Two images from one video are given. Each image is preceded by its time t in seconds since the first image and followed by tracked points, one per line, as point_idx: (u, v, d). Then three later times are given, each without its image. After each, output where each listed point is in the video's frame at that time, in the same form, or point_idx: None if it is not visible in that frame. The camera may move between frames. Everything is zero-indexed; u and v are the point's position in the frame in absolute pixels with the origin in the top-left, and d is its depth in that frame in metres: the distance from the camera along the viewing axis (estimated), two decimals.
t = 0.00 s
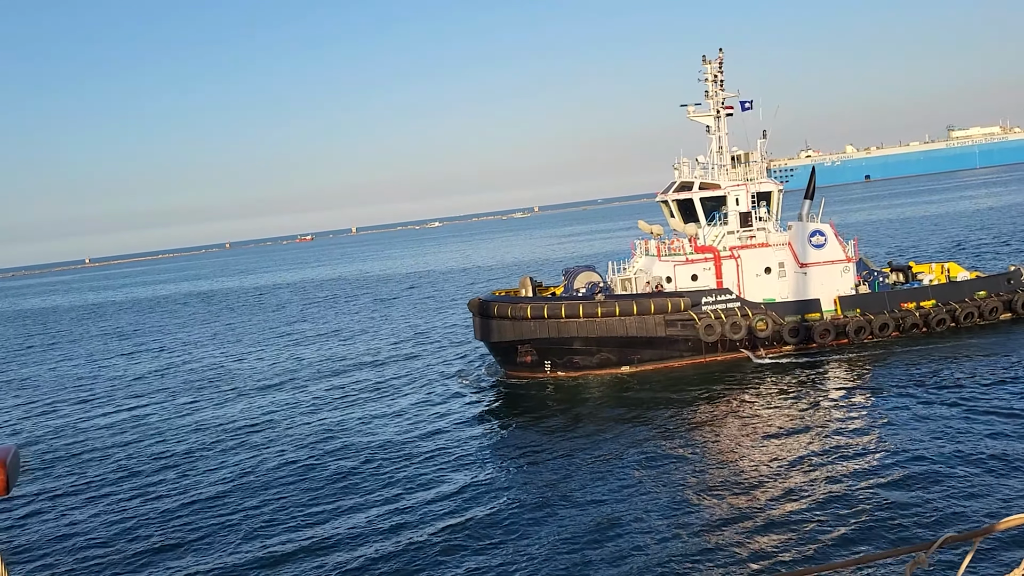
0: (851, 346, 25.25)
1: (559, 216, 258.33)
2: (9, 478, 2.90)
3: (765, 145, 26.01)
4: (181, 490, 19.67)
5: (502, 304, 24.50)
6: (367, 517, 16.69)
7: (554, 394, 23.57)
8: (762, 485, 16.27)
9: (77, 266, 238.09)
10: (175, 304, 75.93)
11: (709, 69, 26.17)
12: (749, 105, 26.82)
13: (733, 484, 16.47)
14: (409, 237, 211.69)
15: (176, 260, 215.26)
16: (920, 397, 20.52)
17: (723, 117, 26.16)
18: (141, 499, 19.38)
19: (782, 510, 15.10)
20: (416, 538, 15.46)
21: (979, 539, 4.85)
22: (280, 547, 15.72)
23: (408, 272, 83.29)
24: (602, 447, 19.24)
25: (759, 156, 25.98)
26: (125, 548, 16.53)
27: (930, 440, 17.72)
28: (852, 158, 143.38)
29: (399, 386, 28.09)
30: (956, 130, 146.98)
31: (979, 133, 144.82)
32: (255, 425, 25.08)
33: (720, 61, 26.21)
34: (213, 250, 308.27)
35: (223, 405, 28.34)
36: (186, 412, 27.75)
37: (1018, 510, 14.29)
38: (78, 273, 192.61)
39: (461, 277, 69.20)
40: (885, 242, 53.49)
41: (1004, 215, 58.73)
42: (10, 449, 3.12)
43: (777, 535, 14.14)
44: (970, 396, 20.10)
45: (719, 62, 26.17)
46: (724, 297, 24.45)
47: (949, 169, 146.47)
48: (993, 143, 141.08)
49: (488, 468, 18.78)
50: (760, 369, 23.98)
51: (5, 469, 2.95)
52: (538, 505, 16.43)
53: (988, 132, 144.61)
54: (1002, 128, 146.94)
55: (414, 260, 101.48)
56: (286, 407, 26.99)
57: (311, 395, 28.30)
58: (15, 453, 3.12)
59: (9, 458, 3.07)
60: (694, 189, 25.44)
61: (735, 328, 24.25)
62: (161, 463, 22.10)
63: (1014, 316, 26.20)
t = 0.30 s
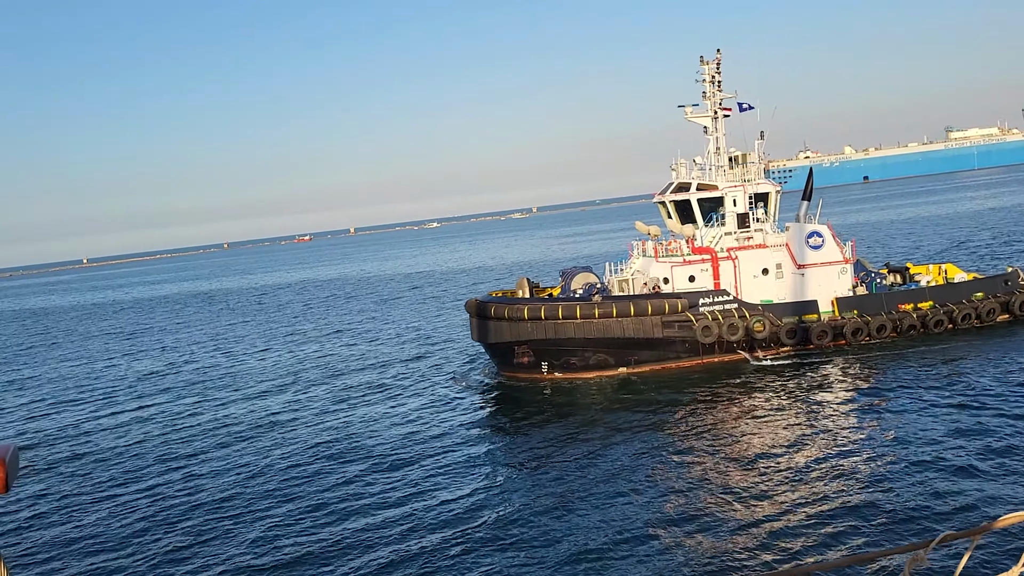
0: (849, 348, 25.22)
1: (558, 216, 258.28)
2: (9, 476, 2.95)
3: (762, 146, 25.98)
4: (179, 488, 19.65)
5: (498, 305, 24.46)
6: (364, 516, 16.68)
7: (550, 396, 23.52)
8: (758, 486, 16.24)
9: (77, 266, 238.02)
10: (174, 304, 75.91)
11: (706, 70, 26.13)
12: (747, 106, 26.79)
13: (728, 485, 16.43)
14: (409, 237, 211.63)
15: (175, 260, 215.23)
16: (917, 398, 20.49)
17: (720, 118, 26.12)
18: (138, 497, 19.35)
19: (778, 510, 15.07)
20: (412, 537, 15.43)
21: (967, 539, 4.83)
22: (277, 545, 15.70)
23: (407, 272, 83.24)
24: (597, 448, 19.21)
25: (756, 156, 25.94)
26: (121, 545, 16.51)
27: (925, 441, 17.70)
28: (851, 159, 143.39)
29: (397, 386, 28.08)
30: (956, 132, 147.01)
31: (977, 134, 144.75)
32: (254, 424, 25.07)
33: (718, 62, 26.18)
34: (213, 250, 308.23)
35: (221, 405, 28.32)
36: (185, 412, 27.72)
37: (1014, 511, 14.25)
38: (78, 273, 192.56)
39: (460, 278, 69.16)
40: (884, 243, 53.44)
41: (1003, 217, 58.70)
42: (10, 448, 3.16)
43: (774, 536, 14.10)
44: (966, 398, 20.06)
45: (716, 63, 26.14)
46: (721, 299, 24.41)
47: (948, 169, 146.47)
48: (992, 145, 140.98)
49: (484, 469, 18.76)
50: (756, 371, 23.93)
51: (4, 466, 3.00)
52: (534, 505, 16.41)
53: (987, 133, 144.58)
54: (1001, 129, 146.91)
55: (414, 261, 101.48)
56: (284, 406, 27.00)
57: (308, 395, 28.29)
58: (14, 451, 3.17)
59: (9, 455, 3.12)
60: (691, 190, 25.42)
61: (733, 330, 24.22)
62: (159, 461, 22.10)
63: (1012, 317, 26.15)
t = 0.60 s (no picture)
0: (847, 348, 25.19)
1: (558, 216, 258.32)
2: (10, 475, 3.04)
3: (761, 146, 25.93)
4: (178, 489, 19.66)
5: (496, 305, 24.41)
6: (362, 517, 16.69)
7: (548, 396, 23.47)
8: (755, 486, 16.21)
9: (77, 266, 238.04)
10: (175, 303, 75.94)
11: (705, 70, 26.09)
12: (745, 106, 26.74)
13: (726, 486, 16.39)
14: (409, 237, 211.61)
15: (176, 260, 215.19)
16: (914, 399, 20.46)
17: (718, 118, 26.08)
18: (137, 497, 19.37)
19: (775, 510, 15.07)
20: (409, 537, 15.47)
21: (965, 537, 4.75)
22: (274, 546, 15.71)
23: (407, 272, 83.20)
24: (595, 449, 19.17)
25: (755, 156, 25.89)
26: (120, 545, 16.53)
27: (923, 442, 17.66)
28: (851, 159, 143.40)
29: (397, 387, 28.09)
30: (955, 132, 147.15)
31: (977, 134, 144.67)
32: (253, 424, 25.09)
33: (716, 62, 26.14)
34: (213, 250, 308.15)
35: (221, 405, 28.32)
36: (184, 413, 27.73)
37: (1011, 511, 14.24)
38: (77, 273, 192.51)
39: (460, 277, 69.11)
40: (884, 242, 53.41)
41: (1004, 217, 58.67)
42: (10, 447, 3.25)
43: (768, 535, 14.11)
44: (964, 398, 20.03)
45: (715, 63, 26.09)
46: (719, 299, 24.36)
47: (948, 169, 146.43)
48: (992, 145, 140.92)
49: (481, 470, 18.75)
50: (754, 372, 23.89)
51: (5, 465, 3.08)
52: (531, 506, 16.41)
53: (987, 133, 144.55)
54: (1001, 129, 146.87)
55: (414, 261, 101.46)
56: (285, 407, 27.00)
57: (306, 396, 28.29)
58: (14, 451, 3.24)
59: (9, 454, 3.20)
60: (690, 190, 25.38)
61: (731, 331, 24.17)
62: (158, 461, 22.11)
63: (1010, 318, 26.11)
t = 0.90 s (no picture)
0: (848, 348, 25.14)
1: (559, 217, 258.20)
2: (12, 474, 3.12)
3: (761, 146, 25.88)
4: (181, 489, 19.62)
5: (496, 306, 24.37)
6: (364, 516, 16.67)
7: (547, 397, 23.42)
8: (755, 487, 16.18)
9: (77, 266, 238.04)
10: (176, 303, 75.95)
11: (704, 69, 26.04)
12: (745, 106, 26.68)
13: (725, 486, 16.35)
14: (410, 237, 211.56)
15: (176, 261, 215.12)
16: (914, 398, 20.43)
17: (718, 118, 26.02)
18: (140, 497, 19.33)
19: (775, 510, 15.04)
20: (411, 537, 15.44)
21: (967, 536, 4.73)
22: (275, 545, 15.71)
23: (408, 272, 83.20)
24: (594, 450, 19.12)
25: (754, 156, 25.84)
26: (123, 546, 16.50)
27: (923, 442, 17.61)
28: (851, 159, 143.38)
29: (397, 387, 28.06)
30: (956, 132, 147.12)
31: (977, 134, 144.56)
32: (255, 424, 25.05)
33: (716, 62, 26.08)
34: (214, 250, 308.71)
35: (220, 404, 28.32)
36: (184, 412, 27.74)
37: (1010, 510, 14.21)
38: (78, 273, 192.50)
39: (461, 278, 69.10)
40: (884, 242, 53.35)
41: (1004, 217, 58.67)
42: (12, 446, 3.36)
43: (767, 535, 14.08)
44: (964, 398, 19.98)
45: (714, 63, 26.03)
46: (719, 299, 24.31)
47: (949, 169, 146.43)
48: (992, 145, 140.82)
49: (480, 470, 18.72)
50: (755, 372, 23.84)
51: (7, 464, 3.18)
52: (530, 506, 16.37)
53: (987, 133, 144.49)
54: (1001, 129, 146.79)
55: (415, 261, 101.49)
56: (286, 407, 26.97)
57: (306, 395, 28.28)
58: (15, 450, 3.34)
59: (11, 453, 3.31)
60: (689, 191, 25.33)
61: (730, 331, 24.12)
62: (160, 461, 22.05)
63: (1010, 318, 26.04)
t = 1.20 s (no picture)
0: (848, 349, 25.09)
1: (559, 217, 258.18)
2: (14, 472, 2.88)
3: (761, 145, 25.83)
4: (186, 489, 19.48)
5: (495, 306, 24.32)
6: (369, 517, 16.56)
7: (547, 397, 23.38)
8: (755, 487, 16.13)
9: (77, 267, 237.96)
10: (176, 304, 75.88)
11: (704, 69, 25.98)
12: (745, 106, 26.63)
13: (724, 486, 16.31)
14: (410, 237, 211.53)
15: (177, 261, 215.08)
16: (914, 399, 20.39)
17: (718, 118, 25.98)
18: (144, 497, 19.17)
19: (775, 510, 15.00)
20: (416, 537, 15.36)
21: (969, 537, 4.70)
22: (277, 544, 15.67)
23: (408, 272, 83.20)
24: (593, 450, 19.10)
25: (754, 156, 25.79)
26: (128, 545, 16.37)
27: (923, 442, 17.57)
28: (852, 159, 143.32)
29: (396, 387, 27.99)
30: (956, 131, 147.12)
31: (978, 134, 144.43)
32: (259, 424, 24.90)
33: (715, 62, 26.03)
34: (214, 251, 308.71)
35: (220, 405, 28.28)
36: (184, 412, 27.71)
37: (1009, 510, 14.19)
38: (78, 274, 192.42)
39: (461, 278, 69.06)
40: (885, 242, 53.25)
41: (1004, 217, 58.69)
42: (14, 445, 3.09)
43: (768, 535, 14.05)
44: (964, 399, 19.93)
45: (714, 62, 25.98)
46: (719, 299, 24.28)
47: (949, 169, 146.42)
48: (994, 145, 140.64)
49: (481, 471, 18.65)
50: (754, 372, 23.79)
51: (9, 463, 2.94)
52: (530, 506, 16.35)
53: (988, 133, 144.38)
54: (1002, 129, 146.63)
55: (416, 261, 101.50)
56: (289, 407, 26.84)
57: (306, 395, 28.23)
58: (18, 449, 3.09)
59: (13, 453, 3.04)
60: (689, 191, 25.30)
61: (730, 331, 24.07)
62: (164, 462, 21.90)
63: (1011, 318, 25.98)
